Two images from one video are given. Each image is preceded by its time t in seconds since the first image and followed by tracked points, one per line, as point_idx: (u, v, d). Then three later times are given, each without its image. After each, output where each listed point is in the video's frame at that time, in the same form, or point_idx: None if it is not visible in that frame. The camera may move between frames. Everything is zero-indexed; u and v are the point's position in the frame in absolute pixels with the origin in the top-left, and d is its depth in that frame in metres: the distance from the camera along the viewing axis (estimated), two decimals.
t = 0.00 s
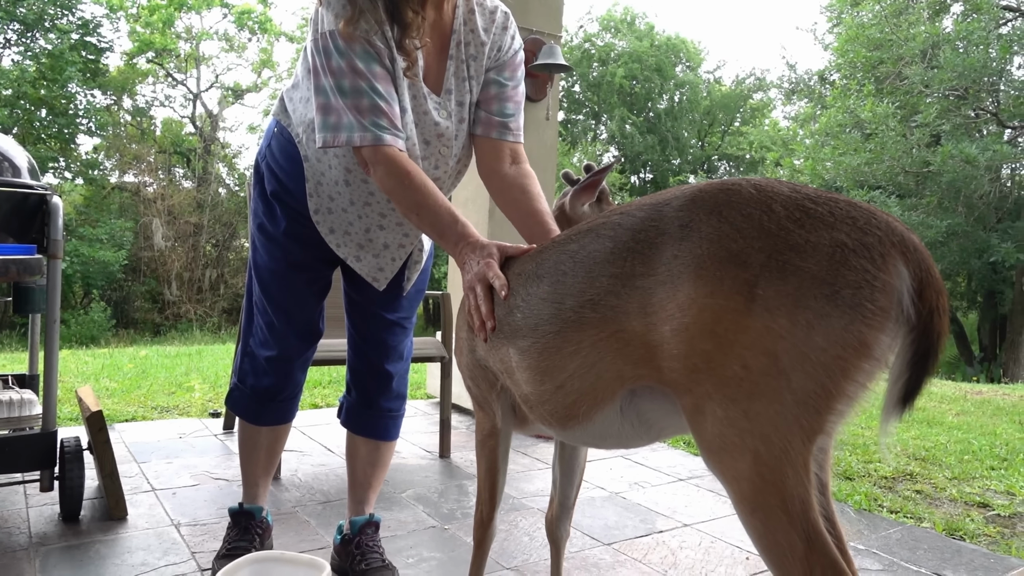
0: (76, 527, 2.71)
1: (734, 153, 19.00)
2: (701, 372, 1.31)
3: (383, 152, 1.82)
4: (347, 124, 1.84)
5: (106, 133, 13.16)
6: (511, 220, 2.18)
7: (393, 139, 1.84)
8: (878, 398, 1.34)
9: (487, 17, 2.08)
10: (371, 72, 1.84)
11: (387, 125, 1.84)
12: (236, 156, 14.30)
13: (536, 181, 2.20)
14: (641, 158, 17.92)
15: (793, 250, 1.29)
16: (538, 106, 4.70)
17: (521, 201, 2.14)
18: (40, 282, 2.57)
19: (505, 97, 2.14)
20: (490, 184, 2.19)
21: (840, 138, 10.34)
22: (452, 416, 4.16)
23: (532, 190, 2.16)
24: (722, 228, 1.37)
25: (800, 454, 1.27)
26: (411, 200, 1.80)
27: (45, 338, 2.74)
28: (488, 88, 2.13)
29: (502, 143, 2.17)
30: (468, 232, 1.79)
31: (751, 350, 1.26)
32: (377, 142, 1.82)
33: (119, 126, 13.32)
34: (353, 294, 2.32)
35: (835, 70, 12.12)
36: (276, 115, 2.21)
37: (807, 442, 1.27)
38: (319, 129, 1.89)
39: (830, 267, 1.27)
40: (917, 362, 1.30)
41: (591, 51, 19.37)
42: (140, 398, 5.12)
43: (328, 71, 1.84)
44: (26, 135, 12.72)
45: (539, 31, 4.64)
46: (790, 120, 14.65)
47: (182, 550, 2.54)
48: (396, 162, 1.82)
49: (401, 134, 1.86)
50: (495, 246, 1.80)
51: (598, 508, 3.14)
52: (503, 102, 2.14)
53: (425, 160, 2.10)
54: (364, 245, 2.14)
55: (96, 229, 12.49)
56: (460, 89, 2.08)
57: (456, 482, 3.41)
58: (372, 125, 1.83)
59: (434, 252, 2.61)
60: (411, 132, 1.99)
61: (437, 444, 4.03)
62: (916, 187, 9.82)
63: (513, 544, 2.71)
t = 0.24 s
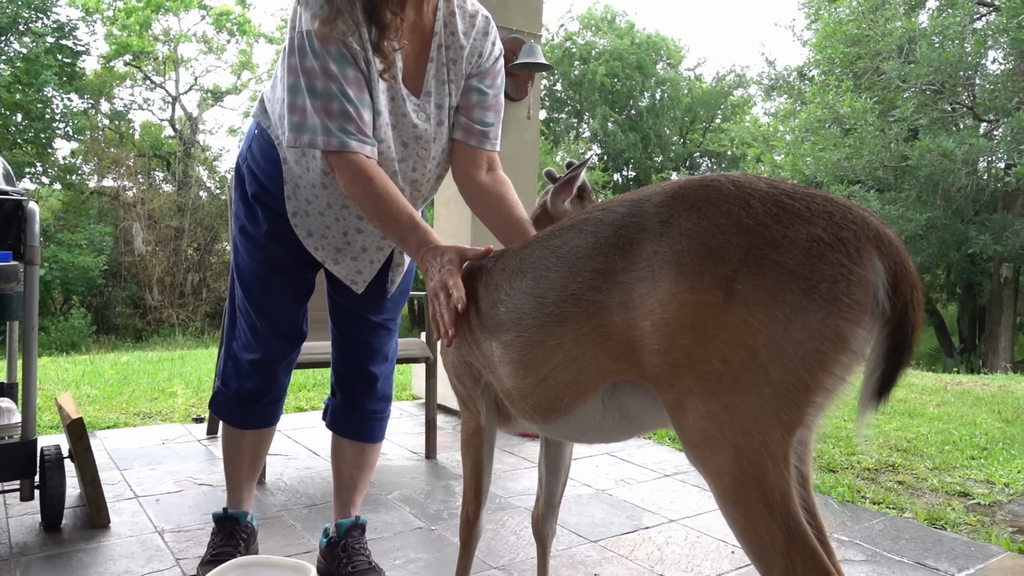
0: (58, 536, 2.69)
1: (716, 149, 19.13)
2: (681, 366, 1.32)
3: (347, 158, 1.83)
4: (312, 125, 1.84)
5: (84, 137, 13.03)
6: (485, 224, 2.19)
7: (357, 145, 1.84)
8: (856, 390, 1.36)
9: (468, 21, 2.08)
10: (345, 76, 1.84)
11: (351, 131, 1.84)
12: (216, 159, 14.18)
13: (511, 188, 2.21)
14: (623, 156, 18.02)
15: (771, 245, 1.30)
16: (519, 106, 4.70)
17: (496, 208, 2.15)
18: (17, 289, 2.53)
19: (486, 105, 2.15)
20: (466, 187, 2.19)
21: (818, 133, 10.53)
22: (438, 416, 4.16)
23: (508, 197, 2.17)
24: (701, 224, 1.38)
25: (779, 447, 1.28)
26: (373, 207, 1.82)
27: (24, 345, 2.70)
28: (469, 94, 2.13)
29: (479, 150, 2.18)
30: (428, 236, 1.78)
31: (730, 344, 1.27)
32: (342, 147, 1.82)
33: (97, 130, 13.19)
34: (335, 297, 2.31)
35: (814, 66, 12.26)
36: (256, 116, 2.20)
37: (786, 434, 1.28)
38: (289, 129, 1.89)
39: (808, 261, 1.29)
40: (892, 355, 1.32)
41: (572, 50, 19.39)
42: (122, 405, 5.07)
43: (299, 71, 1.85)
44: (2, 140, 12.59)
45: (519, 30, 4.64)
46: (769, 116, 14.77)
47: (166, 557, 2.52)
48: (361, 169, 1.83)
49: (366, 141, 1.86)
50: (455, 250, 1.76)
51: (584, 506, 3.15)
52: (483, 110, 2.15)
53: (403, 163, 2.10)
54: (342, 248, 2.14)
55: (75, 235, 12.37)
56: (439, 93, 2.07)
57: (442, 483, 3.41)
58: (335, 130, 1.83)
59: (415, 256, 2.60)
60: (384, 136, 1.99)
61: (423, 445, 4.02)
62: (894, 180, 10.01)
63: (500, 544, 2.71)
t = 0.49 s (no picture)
0: (44, 532, 2.67)
1: (704, 145, 19.19)
2: (666, 359, 1.33)
3: (343, 156, 1.82)
4: (305, 124, 1.82)
5: (69, 131, 12.88)
6: (469, 216, 2.21)
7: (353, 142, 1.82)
8: (841, 383, 1.37)
9: (458, 13, 2.07)
10: (338, 73, 1.82)
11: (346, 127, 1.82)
12: (203, 153, 14.08)
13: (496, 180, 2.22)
14: (612, 151, 18.06)
15: (756, 239, 1.31)
16: (508, 100, 4.70)
17: (479, 200, 2.16)
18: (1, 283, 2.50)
19: (474, 97, 2.14)
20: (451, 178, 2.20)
21: (806, 129, 10.61)
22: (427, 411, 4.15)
23: (492, 189, 2.18)
24: (686, 217, 1.39)
25: (765, 440, 1.29)
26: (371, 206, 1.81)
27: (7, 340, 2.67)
28: (458, 86, 2.13)
29: (465, 142, 2.17)
30: (426, 237, 1.80)
31: (715, 337, 1.28)
32: (337, 146, 1.81)
33: (82, 124, 13.05)
34: (324, 290, 2.30)
35: (802, 62, 12.32)
36: (243, 110, 2.18)
37: (771, 427, 1.29)
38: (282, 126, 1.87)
39: (792, 254, 1.30)
40: (877, 347, 1.33)
41: (561, 45, 19.36)
42: (109, 400, 5.03)
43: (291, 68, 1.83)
44: None
45: (508, 25, 4.63)
46: (758, 113, 14.83)
47: (153, 552, 2.51)
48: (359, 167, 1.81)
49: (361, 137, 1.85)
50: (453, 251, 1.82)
51: (573, 500, 3.16)
52: (471, 102, 2.14)
53: (395, 156, 2.09)
54: (336, 242, 2.13)
55: (60, 230, 12.25)
56: (431, 86, 2.07)
57: (431, 477, 3.42)
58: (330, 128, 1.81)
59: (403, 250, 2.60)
60: (376, 132, 1.99)
61: (412, 440, 4.02)
62: (882, 177, 10.14)
63: (489, 537, 2.72)
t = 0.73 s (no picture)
0: (35, 526, 2.66)
1: (698, 142, 19.22)
2: (662, 355, 1.33)
3: (336, 149, 1.82)
4: (297, 114, 1.81)
5: (61, 123, 12.78)
6: (463, 207, 2.22)
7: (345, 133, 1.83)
8: (836, 380, 1.37)
9: (454, 6, 2.06)
10: (331, 63, 1.81)
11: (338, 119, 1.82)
12: (196, 147, 14.03)
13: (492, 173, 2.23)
14: (606, 147, 18.09)
15: (752, 235, 1.31)
16: (502, 95, 4.69)
17: (473, 194, 2.18)
18: None
19: (469, 90, 2.14)
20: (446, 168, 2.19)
21: (800, 126, 10.65)
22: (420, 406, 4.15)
23: (488, 183, 2.19)
24: (682, 214, 1.39)
25: (760, 437, 1.29)
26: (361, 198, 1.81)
27: None
28: (453, 79, 2.12)
29: (462, 135, 2.17)
30: (421, 228, 1.80)
31: (711, 333, 1.28)
32: (329, 138, 1.81)
33: (73, 117, 12.96)
34: (317, 286, 2.29)
35: (796, 59, 12.35)
36: (234, 102, 2.16)
37: (766, 424, 1.29)
38: (273, 117, 1.87)
39: (788, 251, 1.30)
40: (872, 344, 1.34)
41: (556, 41, 19.32)
42: (100, 394, 5.01)
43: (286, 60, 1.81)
44: None
45: (503, 20, 4.62)
46: (752, 110, 14.86)
47: (145, 547, 2.50)
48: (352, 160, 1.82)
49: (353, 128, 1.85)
50: (446, 243, 1.82)
51: (566, 495, 3.17)
52: (467, 95, 2.15)
53: (390, 149, 2.08)
54: (328, 236, 2.12)
55: (52, 223, 12.18)
56: (425, 79, 2.06)
57: (424, 472, 3.41)
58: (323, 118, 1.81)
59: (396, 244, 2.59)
60: (370, 123, 1.98)
61: (405, 435, 4.02)
62: (875, 174, 9.99)
63: (482, 532, 2.72)
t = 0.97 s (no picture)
0: (29, 522, 2.65)
1: (693, 138, 19.24)
2: (658, 352, 1.33)
3: (324, 140, 1.82)
4: (284, 105, 1.80)
5: (53, 118, 12.69)
6: (462, 196, 2.21)
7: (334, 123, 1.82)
8: (831, 376, 1.37)
9: None
10: (320, 54, 1.81)
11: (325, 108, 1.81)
12: (189, 142, 13.97)
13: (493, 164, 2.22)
14: (601, 144, 18.11)
15: (749, 232, 1.31)
16: (497, 91, 4.68)
17: (473, 183, 2.17)
18: None
19: (467, 81, 2.13)
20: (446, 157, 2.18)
21: (794, 123, 10.67)
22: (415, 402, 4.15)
23: (488, 173, 2.18)
24: (679, 210, 1.39)
25: (757, 434, 1.29)
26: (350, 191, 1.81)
27: None
28: (449, 70, 2.11)
29: (463, 126, 2.16)
30: (410, 221, 1.79)
31: (708, 330, 1.28)
32: (317, 129, 1.80)
33: (66, 112, 12.88)
34: (311, 281, 2.29)
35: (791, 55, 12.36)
36: (228, 96, 2.16)
37: (763, 421, 1.29)
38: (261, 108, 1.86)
39: (785, 248, 1.30)
40: (867, 340, 1.34)
41: (551, 36, 19.28)
42: (94, 390, 5.00)
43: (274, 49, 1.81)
44: None
45: (498, 15, 4.62)
46: (746, 106, 14.88)
47: (140, 543, 2.50)
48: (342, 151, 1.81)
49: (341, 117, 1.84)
50: (440, 237, 1.81)
51: (561, 491, 3.17)
52: (465, 86, 2.13)
53: (384, 140, 2.07)
54: (322, 230, 2.12)
55: (44, 218, 12.12)
56: (419, 69, 2.05)
57: (419, 468, 3.41)
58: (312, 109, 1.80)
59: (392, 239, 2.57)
60: (363, 115, 1.97)
61: (400, 431, 4.02)
62: (869, 171, 10.18)
63: (477, 528, 2.72)
